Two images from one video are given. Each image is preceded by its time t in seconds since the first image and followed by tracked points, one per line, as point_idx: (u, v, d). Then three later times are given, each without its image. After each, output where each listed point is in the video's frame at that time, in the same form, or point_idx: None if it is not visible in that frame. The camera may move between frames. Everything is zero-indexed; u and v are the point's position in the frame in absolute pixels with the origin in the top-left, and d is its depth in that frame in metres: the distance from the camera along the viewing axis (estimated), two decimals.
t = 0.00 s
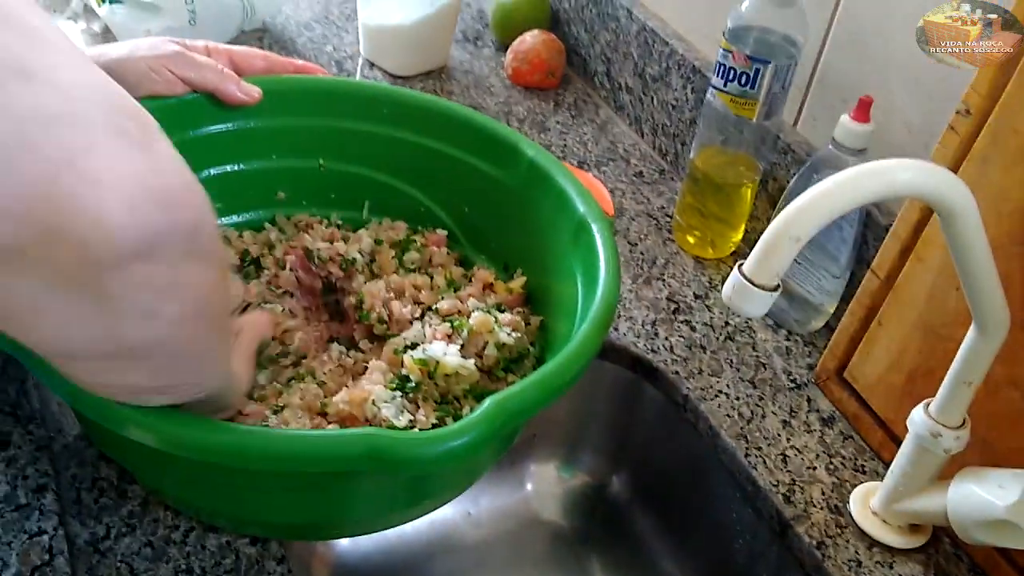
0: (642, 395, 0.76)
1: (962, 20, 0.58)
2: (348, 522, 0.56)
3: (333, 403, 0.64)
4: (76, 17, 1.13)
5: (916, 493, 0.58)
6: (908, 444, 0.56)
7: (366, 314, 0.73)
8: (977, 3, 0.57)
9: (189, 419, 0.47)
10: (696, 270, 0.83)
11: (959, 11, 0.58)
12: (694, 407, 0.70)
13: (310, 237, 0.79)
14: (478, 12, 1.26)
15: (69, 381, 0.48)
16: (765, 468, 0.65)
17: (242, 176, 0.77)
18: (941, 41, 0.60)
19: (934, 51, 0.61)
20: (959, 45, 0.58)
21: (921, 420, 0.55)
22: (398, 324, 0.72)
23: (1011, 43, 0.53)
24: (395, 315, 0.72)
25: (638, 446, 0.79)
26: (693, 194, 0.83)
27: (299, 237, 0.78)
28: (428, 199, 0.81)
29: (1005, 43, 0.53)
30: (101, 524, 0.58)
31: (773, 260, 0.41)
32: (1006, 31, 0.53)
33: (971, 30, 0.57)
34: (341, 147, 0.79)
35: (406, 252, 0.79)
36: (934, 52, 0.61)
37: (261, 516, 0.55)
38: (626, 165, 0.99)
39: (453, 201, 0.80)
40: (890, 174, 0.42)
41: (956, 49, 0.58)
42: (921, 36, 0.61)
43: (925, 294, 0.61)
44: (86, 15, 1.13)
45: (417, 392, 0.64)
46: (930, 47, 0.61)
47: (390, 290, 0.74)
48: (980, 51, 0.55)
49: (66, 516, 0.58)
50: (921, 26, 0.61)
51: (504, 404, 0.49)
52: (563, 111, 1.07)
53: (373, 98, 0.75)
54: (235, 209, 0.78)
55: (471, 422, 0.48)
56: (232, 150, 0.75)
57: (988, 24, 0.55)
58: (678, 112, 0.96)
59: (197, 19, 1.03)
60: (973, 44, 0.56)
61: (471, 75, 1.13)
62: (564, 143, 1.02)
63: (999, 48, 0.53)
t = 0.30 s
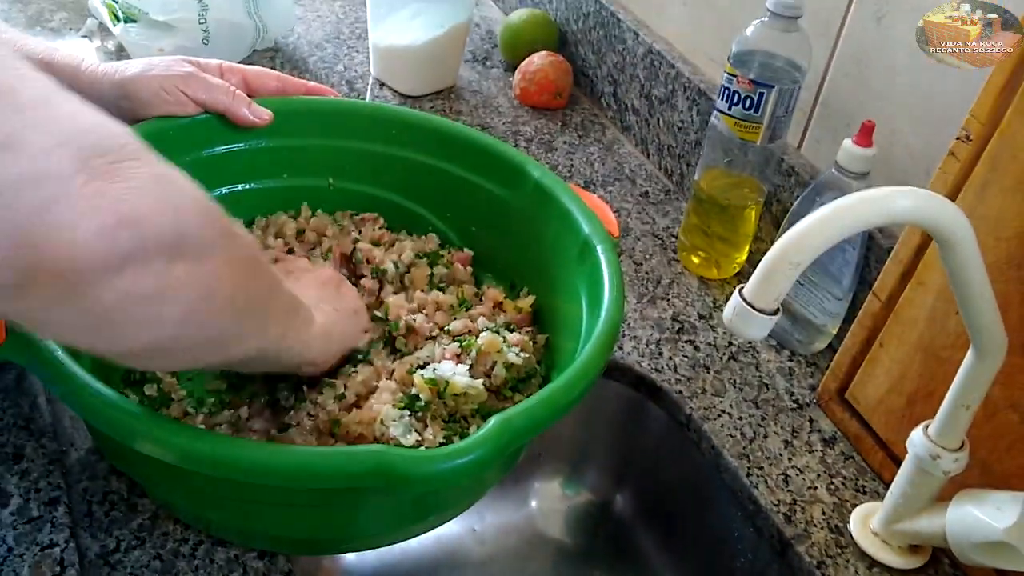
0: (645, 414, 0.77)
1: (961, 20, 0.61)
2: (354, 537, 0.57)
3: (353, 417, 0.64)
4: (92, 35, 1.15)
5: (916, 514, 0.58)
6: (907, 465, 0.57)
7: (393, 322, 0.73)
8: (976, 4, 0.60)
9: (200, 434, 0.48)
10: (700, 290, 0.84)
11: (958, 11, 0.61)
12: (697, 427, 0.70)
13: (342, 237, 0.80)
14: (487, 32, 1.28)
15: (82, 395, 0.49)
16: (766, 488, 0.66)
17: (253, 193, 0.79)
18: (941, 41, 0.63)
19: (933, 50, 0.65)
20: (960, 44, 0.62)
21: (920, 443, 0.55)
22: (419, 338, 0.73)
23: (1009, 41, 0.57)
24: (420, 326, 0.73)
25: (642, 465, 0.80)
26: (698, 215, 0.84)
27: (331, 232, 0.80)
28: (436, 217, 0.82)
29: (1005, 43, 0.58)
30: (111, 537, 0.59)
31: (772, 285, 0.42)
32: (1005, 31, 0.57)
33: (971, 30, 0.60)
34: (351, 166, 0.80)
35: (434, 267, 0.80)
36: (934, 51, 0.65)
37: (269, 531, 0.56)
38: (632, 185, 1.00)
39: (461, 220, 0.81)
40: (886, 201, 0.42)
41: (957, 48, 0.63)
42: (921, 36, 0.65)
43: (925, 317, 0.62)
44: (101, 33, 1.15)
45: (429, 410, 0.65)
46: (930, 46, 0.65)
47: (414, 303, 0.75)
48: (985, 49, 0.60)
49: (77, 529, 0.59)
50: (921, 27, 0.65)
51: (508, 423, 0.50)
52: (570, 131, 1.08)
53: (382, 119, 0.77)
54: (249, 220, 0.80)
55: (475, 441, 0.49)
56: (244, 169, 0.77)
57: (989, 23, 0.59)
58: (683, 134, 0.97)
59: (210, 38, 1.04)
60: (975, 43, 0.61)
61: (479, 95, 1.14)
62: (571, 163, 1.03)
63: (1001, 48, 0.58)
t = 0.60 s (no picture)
0: (644, 417, 0.77)
1: (962, 20, 0.61)
2: (351, 542, 0.57)
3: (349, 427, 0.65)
4: (92, 43, 1.15)
5: (914, 516, 0.58)
6: (906, 467, 0.57)
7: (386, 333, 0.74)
8: (975, 4, 0.59)
9: (199, 440, 0.48)
10: (698, 293, 0.84)
11: (959, 11, 0.61)
12: (695, 430, 0.70)
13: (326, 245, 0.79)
14: (485, 38, 1.28)
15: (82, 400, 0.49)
16: (764, 491, 0.66)
17: (251, 199, 0.79)
18: (941, 40, 0.63)
19: (934, 50, 0.65)
20: (959, 44, 0.62)
21: (918, 444, 0.55)
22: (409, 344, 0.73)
23: (1008, 42, 0.56)
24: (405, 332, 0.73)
25: (641, 468, 0.80)
26: (696, 219, 0.85)
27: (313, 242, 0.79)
28: (435, 224, 0.82)
29: (1004, 43, 0.56)
30: (110, 543, 0.59)
31: (767, 286, 0.42)
32: (1004, 31, 0.56)
33: (971, 30, 0.60)
34: (350, 171, 0.80)
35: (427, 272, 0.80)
36: (934, 51, 0.65)
37: (266, 536, 0.56)
38: (630, 189, 1.00)
39: (461, 226, 0.81)
40: (880, 202, 0.43)
41: (957, 48, 0.62)
42: (921, 36, 0.65)
43: (923, 318, 0.62)
44: (100, 41, 1.15)
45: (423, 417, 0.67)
46: (931, 46, 0.65)
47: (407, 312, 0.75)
48: (984, 49, 0.59)
49: (75, 535, 0.59)
50: (921, 27, 0.65)
51: (504, 426, 0.50)
52: (568, 136, 1.09)
53: (382, 125, 0.77)
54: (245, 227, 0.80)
55: (472, 445, 0.49)
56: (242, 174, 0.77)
57: (989, 24, 0.58)
58: (681, 137, 0.97)
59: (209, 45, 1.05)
60: (975, 43, 0.60)
61: (477, 100, 1.14)
62: (569, 167, 1.03)
63: (999, 47, 0.57)
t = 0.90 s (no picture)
0: (644, 418, 0.77)
1: (962, 20, 0.61)
2: (350, 547, 0.57)
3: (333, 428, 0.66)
4: (89, 45, 1.15)
5: (916, 518, 0.58)
6: (907, 469, 0.56)
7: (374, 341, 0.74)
8: (975, 4, 0.59)
9: (198, 447, 0.47)
10: (698, 293, 0.84)
11: (959, 12, 0.61)
12: (696, 432, 0.70)
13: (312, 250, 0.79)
14: (484, 37, 1.28)
15: (80, 409, 0.49)
16: (765, 493, 0.65)
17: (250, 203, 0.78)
18: (941, 40, 0.63)
19: (933, 50, 0.64)
20: (959, 44, 0.62)
21: (919, 446, 0.55)
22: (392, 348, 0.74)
23: (1008, 43, 0.55)
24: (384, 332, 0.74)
25: (642, 469, 0.79)
26: (696, 219, 0.84)
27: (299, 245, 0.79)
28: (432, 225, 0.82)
29: (1003, 43, 0.56)
30: (107, 549, 0.59)
31: (766, 288, 0.42)
32: (1004, 31, 0.56)
33: (970, 31, 0.60)
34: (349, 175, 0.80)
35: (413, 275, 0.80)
36: (933, 51, 0.64)
37: (264, 541, 0.55)
38: (630, 189, 1.00)
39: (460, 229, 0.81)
40: (881, 203, 0.42)
41: (957, 48, 0.62)
42: (921, 36, 0.65)
43: (924, 319, 0.61)
44: (98, 43, 1.15)
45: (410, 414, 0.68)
46: (930, 47, 0.64)
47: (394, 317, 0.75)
48: (984, 49, 0.59)
49: (72, 541, 0.59)
50: (921, 28, 0.65)
51: (502, 431, 0.50)
52: (567, 136, 1.08)
53: (381, 128, 0.77)
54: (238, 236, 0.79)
55: (469, 450, 0.49)
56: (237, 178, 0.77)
57: (989, 24, 0.58)
58: (680, 137, 0.96)
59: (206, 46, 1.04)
60: (975, 43, 0.60)
61: (476, 100, 1.14)
62: (568, 167, 1.03)
63: (999, 47, 0.56)
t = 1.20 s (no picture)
0: (644, 422, 0.76)
1: (962, 20, 0.62)
2: (349, 553, 0.56)
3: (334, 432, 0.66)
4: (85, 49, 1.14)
5: (917, 521, 0.58)
6: (909, 471, 0.56)
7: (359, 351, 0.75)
8: (975, 4, 0.60)
9: (197, 454, 0.47)
10: (697, 296, 0.83)
11: (959, 11, 0.62)
12: (696, 435, 0.70)
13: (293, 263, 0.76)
14: (481, 40, 1.28)
15: (76, 416, 0.48)
16: (766, 496, 0.65)
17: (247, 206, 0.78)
18: (941, 40, 0.64)
19: (933, 51, 0.65)
20: (959, 44, 0.62)
21: (921, 449, 0.55)
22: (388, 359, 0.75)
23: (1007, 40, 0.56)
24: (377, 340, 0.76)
25: (642, 473, 0.79)
26: (695, 221, 0.84)
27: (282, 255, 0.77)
28: (431, 227, 0.81)
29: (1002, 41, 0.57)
30: (105, 555, 0.58)
31: (766, 292, 0.41)
32: (1004, 31, 0.57)
33: (970, 30, 0.61)
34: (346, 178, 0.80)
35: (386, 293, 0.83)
36: (933, 52, 0.65)
37: (262, 548, 0.55)
38: (628, 192, 1.00)
39: (458, 233, 0.80)
40: (882, 205, 0.42)
41: (956, 48, 0.63)
42: (921, 36, 0.65)
43: (924, 321, 0.61)
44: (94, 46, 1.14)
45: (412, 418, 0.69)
46: (929, 48, 0.65)
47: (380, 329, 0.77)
48: (985, 49, 0.59)
49: (69, 548, 0.58)
50: (921, 28, 0.65)
51: (500, 436, 0.50)
52: (566, 138, 1.08)
53: (377, 130, 0.76)
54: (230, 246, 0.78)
55: (468, 455, 0.48)
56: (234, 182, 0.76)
57: (989, 24, 0.58)
58: (679, 139, 0.96)
59: (203, 50, 1.04)
60: (975, 42, 0.61)
61: (474, 102, 1.14)
62: (566, 170, 1.02)
63: (999, 48, 0.57)
